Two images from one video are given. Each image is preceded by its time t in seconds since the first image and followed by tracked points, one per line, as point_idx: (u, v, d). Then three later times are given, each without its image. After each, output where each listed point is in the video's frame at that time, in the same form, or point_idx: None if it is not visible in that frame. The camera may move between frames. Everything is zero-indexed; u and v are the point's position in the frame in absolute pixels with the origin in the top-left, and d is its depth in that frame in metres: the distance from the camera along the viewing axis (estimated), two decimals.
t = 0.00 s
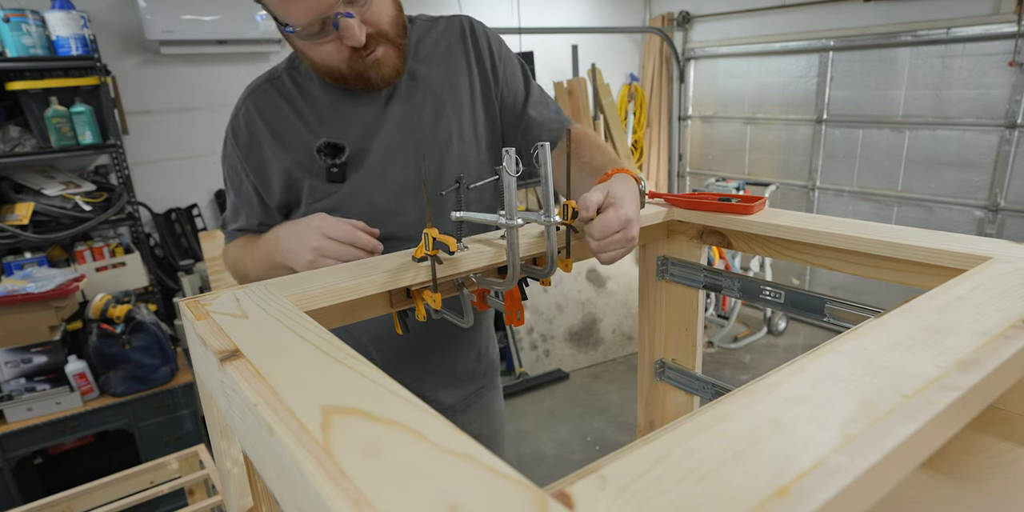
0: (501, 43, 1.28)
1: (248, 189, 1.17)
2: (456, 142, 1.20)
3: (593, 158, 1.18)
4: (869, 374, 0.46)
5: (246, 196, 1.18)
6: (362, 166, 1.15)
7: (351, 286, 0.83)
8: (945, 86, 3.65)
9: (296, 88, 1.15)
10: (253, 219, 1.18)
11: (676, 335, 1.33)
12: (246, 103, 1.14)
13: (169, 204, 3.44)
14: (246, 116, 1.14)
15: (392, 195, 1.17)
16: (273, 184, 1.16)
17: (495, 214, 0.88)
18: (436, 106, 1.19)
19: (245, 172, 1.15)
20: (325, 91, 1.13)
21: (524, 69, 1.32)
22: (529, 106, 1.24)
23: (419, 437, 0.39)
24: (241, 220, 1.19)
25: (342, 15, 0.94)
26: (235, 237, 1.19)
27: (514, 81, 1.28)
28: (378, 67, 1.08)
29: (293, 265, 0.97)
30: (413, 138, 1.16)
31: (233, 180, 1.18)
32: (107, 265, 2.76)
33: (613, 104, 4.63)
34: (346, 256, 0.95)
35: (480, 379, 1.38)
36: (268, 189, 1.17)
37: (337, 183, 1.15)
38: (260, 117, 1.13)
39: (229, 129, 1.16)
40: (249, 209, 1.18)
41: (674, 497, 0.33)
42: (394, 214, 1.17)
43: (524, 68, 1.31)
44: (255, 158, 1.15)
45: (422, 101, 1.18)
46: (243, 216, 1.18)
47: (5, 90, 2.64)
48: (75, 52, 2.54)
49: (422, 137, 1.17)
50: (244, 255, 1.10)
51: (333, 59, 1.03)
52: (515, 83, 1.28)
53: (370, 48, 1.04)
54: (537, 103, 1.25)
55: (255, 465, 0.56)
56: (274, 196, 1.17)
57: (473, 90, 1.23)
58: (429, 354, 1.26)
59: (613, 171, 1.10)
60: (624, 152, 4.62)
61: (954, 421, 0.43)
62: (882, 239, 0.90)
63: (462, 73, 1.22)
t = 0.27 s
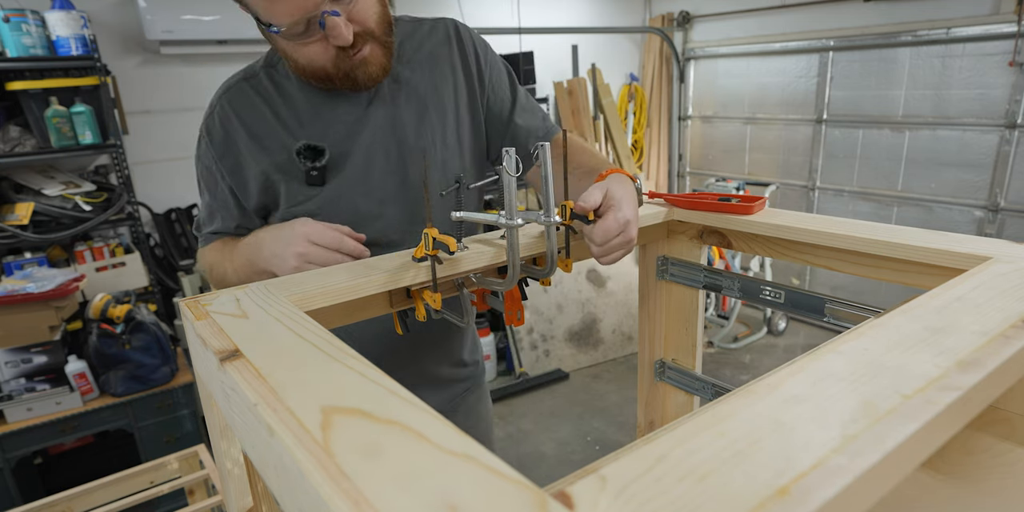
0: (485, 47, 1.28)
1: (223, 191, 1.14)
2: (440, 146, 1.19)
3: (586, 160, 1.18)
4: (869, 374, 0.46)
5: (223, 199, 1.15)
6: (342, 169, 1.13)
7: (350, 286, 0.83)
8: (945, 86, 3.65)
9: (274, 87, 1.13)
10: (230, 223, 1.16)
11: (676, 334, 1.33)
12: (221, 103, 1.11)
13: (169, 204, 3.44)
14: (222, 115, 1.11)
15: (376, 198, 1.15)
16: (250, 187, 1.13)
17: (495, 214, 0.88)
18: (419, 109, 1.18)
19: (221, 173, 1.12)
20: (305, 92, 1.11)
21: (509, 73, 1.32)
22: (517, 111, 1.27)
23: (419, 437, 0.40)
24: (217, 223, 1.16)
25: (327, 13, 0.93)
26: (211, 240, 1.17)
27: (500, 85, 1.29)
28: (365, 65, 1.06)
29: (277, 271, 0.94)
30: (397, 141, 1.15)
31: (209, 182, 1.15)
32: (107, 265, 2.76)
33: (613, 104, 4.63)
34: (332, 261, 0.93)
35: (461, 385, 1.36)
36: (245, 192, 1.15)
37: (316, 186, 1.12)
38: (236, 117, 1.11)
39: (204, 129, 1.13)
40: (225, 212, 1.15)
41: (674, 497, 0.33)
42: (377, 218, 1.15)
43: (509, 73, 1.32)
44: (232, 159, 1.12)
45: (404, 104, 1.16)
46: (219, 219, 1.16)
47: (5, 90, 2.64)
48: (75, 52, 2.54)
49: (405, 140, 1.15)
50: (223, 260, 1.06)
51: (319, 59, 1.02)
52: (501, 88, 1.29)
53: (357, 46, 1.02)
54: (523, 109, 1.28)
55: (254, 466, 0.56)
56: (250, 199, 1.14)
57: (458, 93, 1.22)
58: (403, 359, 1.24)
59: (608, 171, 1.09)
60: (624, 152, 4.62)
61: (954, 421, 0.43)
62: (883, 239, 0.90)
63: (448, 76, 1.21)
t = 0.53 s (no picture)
0: (477, 51, 1.29)
1: (205, 189, 1.11)
2: (431, 148, 1.19)
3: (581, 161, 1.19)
4: (869, 374, 0.46)
5: (204, 197, 1.12)
6: (330, 169, 1.12)
7: (350, 286, 0.83)
8: (945, 86, 3.65)
9: (261, 85, 1.11)
10: (211, 222, 1.13)
11: (676, 334, 1.33)
12: (206, 99, 1.09)
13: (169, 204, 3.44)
14: (206, 112, 1.09)
15: (365, 199, 1.14)
16: (234, 185, 1.11)
17: (495, 214, 0.88)
18: (409, 111, 1.18)
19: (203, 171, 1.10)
20: (294, 91, 1.10)
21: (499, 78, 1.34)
22: (510, 116, 1.29)
23: (419, 437, 0.40)
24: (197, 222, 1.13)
25: (324, 6, 0.94)
26: (190, 241, 1.13)
27: (492, 89, 1.30)
28: (360, 62, 1.06)
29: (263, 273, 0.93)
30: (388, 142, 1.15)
31: (189, 180, 1.12)
32: (107, 265, 2.76)
33: (613, 104, 4.62)
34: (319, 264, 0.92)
35: (450, 388, 1.36)
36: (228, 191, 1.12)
37: (303, 186, 1.11)
38: (221, 114, 1.09)
39: (185, 125, 1.10)
40: (206, 211, 1.12)
41: (674, 497, 0.33)
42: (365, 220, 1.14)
43: (500, 78, 1.33)
44: (216, 156, 1.10)
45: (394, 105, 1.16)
46: (199, 218, 1.12)
47: (5, 90, 2.64)
48: (75, 52, 2.54)
49: (395, 141, 1.15)
50: (205, 261, 1.04)
51: (313, 54, 1.01)
52: (493, 93, 1.30)
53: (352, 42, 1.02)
54: (515, 114, 1.30)
55: (254, 466, 0.56)
56: (234, 198, 1.12)
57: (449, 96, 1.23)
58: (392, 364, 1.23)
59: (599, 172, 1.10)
60: (623, 152, 4.62)
61: (954, 422, 0.43)
62: (883, 239, 0.90)
63: (441, 79, 1.22)
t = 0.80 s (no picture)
0: (476, 53, 1.30)
1: (199, 184, 1.11)
2: (427, 147, 1.18)
3: (580, 161, 1.19)
4: (869, 373, 0.46)
5: (197, 193, 1.12)
6: (325, 166, 1.12)
7: (349, 286, 0.83)
8: (945, 86, 3.65)
9: (257, 81, 1.11)
10: (205, 217, 1.13)
11: (676, 334, 1.33)
12: (202, 94, 1.09)
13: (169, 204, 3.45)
14: (202, 107, 1.08)
15: (360, 198, 1.14)
16: (227, 181, 1.10)
17: (495, 214, 0.88)
18: (407, 109, 1.18)
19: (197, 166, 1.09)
20: (292, 87, 1.10)
21: (499, 79, 1.34)
22: (508, 118, 1.29)
23: (419, 437, 0.40)
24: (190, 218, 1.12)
25: (326, 2, 0.95)
26: (182, 237, 1.14)
27: (491, 91, 1.31)
28: (360, 59, 1.06)
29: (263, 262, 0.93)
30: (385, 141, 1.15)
31: (183, 174, 1.12)
32: (107, 265, 2.76)
33: (613, 104, 4.62)
34: (319, 251, 0.90)
35: (449, 388, 1.37)
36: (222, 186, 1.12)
37: (298, 183, 1.11)
38: (217, 109, 1.08)
39: (179, 118, 1.09)
40: (199, 206, 1.12)
41: (674, 497, 0.33)
42: (360, 219, 1.14)
43: (499, 79, 1.34)
44: (209, 151, 1.09)
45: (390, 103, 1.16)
46: (192, 214, 1.12)
47: (4, 89, 2.64)
48: (75, 52, 2.54)
49: (391, 139, 1.15)
50: (197, 257, 1.06)
51: (312, 50, 1.01)
52: (493, 94, 1.31)
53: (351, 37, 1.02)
54: (514, 116, 1.30)
55: (254, 466, 0.56)
56: (227, 195, 1.11)
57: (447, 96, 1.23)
58: (389, 367, 1.23)
59: (600, 171, 1.10)
60: (623, 152, 4.62)
61: (954, 422, 0.43)
62: (884, 239, 0.90)
63: (440, 79, 1.22)
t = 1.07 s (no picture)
0: (475, 54, 1.30)
1: (196, 183, 1.10)
2: (427, 146, 1.19)
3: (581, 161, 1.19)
4: (869, 374, 0.46)
5: (194, 192, 1.11)
6: (324, 164, 1.12)
7: (348, 286, 0.83)
8: (945, 86, 3.65)
9: (255, 78, 1.10)
10: (202, 216, 1.12)
11: (675, 334, 1.33)
12: (199, 91, 1.08)
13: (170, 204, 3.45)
14: (200, 104, 1.08)
15: (359, 197, 1.14)
16: (225, 179, 1.10)
17: (495, 214, 0.88)
18: (406, 108, 1.18)
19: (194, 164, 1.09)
20: (290, 85, 1.10)
21: (497, 80, 1.34)
22: (508, 119, 1.29)
23: (419, 437, 0.40)
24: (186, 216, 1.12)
25: None
26: (179, 237, 1.13)
27: (490, 92, 1.31)
28: (361, 56, 1.07)
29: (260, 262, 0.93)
30: (384, 140, 1.15)
31: (180, 173, 1.11)
32: (107, 265, 2.76)
33: (613, 104, 4.62)
34: (316, 252, 0.91)
35: (449, 389, 1.37)
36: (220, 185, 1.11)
37: (296, 182, 1.11)
38: (215, 107, 1.08)
39: (177, 116, 1.09)
40: (196, 205, 1.11)
41: (674, 497, 0.33)
42: (358, 218, 1.14)
43: (498, 80, 1.34)
44: (207, 149, 1.09)
45: (389, 102, 1.16)
46: (188, 212, 1.12)
47: (4, 90, 2.64)
48: (75, 52, 2.54)
49: (390, 138, 1.15)
50: (192, 257, 1.06)
51: (315, 47, 1.01)
52: (492, 95, 1.31)
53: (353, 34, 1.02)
54: (513, 117, 1.30)
55: (254, 466, 0.56)
56: (224, 193, 1.11)
57: (446, 96, 1.23)
58: (388, 369, 1.23)
59: (599, 172, 1.10)
60: (623, 152, 4.62)
61: (955, 422, 0.43)
62: (884, 239, 0.90)
63: (439, 79, 1.22)
